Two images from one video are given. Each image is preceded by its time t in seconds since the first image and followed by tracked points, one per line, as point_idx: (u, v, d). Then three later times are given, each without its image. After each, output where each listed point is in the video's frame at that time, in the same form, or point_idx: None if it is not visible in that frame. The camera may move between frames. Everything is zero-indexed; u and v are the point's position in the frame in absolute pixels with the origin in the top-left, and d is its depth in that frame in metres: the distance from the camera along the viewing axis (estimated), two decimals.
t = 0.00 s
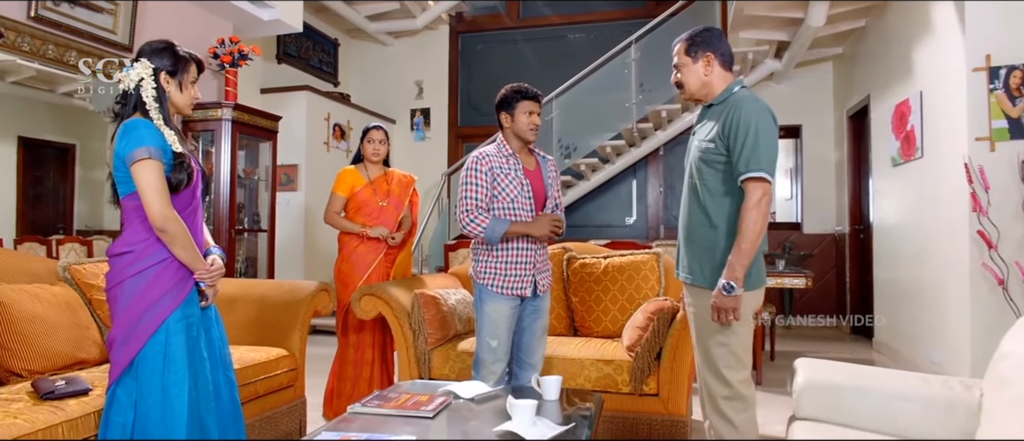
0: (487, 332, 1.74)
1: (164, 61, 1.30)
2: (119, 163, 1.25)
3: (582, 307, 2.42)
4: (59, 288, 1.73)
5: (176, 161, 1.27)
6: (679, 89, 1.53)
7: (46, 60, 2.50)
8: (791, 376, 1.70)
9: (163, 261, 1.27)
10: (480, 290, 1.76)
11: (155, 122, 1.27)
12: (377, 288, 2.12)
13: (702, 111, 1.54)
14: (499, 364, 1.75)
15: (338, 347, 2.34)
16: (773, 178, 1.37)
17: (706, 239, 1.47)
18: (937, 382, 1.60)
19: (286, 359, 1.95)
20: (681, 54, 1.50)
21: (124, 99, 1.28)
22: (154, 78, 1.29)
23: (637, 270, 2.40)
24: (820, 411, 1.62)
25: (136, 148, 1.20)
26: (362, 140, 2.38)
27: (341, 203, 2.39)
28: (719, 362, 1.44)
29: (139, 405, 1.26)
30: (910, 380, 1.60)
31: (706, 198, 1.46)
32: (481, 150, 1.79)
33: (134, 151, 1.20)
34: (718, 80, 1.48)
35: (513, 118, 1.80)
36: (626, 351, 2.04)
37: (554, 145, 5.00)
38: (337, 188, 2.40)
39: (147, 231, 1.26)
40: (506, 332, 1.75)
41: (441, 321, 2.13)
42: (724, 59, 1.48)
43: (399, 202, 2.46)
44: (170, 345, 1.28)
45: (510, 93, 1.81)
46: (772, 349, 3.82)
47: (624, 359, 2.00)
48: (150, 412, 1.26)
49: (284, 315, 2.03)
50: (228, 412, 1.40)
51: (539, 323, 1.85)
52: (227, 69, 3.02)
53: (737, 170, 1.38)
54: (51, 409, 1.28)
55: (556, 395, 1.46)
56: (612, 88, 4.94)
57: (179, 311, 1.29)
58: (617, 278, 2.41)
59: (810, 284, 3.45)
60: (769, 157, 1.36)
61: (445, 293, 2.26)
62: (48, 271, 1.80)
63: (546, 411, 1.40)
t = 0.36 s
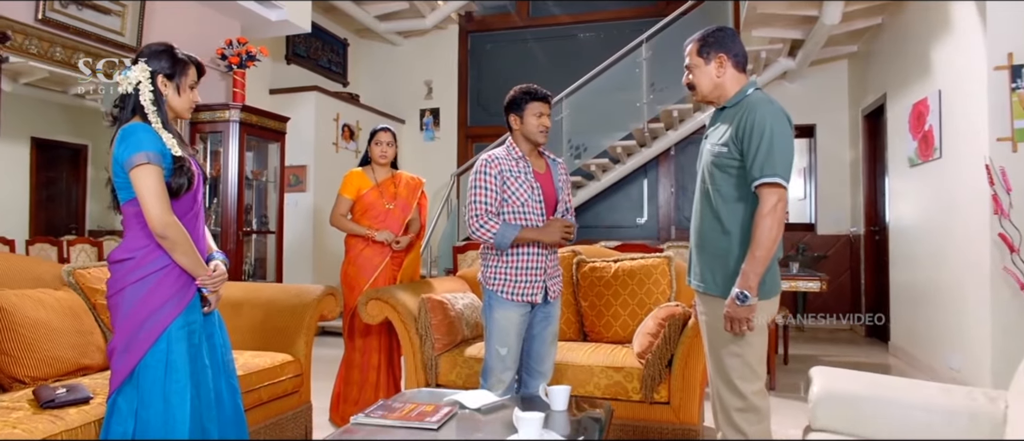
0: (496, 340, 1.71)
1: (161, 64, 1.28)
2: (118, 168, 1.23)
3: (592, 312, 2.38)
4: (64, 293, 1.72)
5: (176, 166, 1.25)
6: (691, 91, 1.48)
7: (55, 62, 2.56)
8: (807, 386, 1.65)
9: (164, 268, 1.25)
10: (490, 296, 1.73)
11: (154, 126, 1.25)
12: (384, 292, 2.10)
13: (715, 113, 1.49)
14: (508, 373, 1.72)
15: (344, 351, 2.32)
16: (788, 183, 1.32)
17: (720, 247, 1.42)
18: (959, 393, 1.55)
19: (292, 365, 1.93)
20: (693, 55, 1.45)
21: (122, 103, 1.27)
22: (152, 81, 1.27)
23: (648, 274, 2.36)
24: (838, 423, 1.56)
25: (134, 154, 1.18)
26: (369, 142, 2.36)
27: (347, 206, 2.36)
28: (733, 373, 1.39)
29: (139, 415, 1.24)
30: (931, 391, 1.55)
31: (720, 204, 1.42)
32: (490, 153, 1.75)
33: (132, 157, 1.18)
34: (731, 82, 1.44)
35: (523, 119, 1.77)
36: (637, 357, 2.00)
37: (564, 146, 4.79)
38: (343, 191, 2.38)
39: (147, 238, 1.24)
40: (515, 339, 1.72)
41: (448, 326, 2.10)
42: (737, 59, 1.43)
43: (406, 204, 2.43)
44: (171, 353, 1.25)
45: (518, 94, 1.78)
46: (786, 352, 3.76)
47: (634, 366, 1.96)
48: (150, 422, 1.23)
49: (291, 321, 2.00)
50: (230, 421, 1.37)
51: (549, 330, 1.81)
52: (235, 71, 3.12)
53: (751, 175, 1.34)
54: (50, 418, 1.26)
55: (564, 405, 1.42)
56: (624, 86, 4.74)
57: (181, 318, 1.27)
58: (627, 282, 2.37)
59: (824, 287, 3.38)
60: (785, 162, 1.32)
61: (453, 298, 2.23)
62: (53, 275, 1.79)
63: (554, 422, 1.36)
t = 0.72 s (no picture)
0: (504, 349, 1.67)
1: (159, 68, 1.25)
2: (116, 176, 1.20)
3: (602, 317, 2.34)
4: (67, 299, 1.70)
5: (175, 173, 1.21)
6: (704, 93, 1.43)
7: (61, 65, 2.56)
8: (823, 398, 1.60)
9: (162, 277, 1.21)
10: (497, 304, 1.69)
11: (150, 132, 1.22)
12: (389, 297, 2.06)
13: (730, 117, 1.44)
14: (516, 383, 1.68)
15: (350, 356, 2.29)
16: (806, 190, 1.27)
17: (734, 255, 1.37)
18: (982, 407, 1.50)
19: (296, 372, 1.90)
20: (707, 56, 1.39)
21: (120, 108, 1.24)
22: (149, 85, 1.24)
23: (660, 279, 2.31)
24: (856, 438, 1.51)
25: (132, 162, 1.15)
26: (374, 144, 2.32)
27: (352, 209, 2.33)
28: (748, 387, 1.34)
29: (137, 428, 1.19)
30: (953, 405, 1.50)
31: (734, 211, 1.37)
32: (501, 154, 1.70)
33: (129, 165, 1.16)
34: (746, 85, 1.39)
35: (533, 120, 1.72)
36: (648, 365, 1.95)
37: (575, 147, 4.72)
38: (348, 194, 2.35)
39: (145, 247, 1.21)
40: (524, 348, 1.68)
41: (455, 333, 2.07)
42: (753, 61, 1.38)
43: (412, 207, 2.39)
44: (170, 365, 1.22)
45: (534, 95, 1.73)
46: (800, 356, 3.69)
47: (645, 374, 1.91)
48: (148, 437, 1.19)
49: (295, 325, 1.98)
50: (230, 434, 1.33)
51: (558, 338, 1.77)
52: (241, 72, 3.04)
53: (767, 181, 1.29)
54: (47, 431, 1.24)
55: (572, 419, 1.37)
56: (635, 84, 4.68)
57: (180, 328, 1.23)
58: (638, 287, 2.32)
59: (841, 290, 3.30)
60: (803, 168, 1.26)
61: (460, 303, 2.19)
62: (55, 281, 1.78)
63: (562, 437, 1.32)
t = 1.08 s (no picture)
0: (513, 359, 1.62)
1: (155, 72, 1.21)
2: (111, 185, 1.16)
3: (614, 323, 2.29)
4: (69, 307, 1.68)
5: (170, 181, 1.17)
6: (720, 96, 1.37)
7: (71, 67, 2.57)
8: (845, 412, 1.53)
9: (158, 289, 1.18)
10: (505, 313, 1.64)
11: (145, 139, 1.18)
12: (396, 303, 2.02)
13: (748, 122, 1.38)
14: (525, 394, 1.63)
15: (356, 361, 2.25)
16: (827, 199, 1.21)
17: (751, 266, 1.31)
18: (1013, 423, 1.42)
19: (301, 380, 1.87)
20: (724, 57, 1.33)
21: (116, 114, 1.21)
22: (144, 91, 1.20)
23: (673, 284, 2.25)
24: None
25: (125, 171, 1.12)
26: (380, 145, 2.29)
27: (357, 213, 2.30)
28: (765, 404, 1.28)
29: None
30: (982, 420, 1.43)
31: (751, 220, 1.31)
32: (515, 157, 1.64)
33: (123, 174, 1.12)
34: (764, 87, 1.33)
35: (548, 124, 1.68)
36: (661, 375, 1.89)
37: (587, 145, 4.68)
38: (353, 197, 2.32)
39: (140, 258, 1.17)
40: (533, 358, 1.63)
41: (463, 340, 2.03)
42: (772, 62, 1.32)
43: (418, 211, 2.35)
44: (165, 379, 1.18)
45: (546, 99, 1.68)
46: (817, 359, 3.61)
47: (657, 384, 1.85)
48: None
49: (300, 332, 1.95)
50: None
51: (568, 348, 1.72)
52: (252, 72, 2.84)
53: (786, 189, 1.23)
54: None
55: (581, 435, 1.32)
56: (648, 82, 4.61)
57: (177, 341, 1.20)
58: (651, 293, 2.26)
59: (859, 295, 3.22)
60: (824, 175, 1.20)
61: (468, 309, 2.15)
62: (57, 288, 1.76)
63: None
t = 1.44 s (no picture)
0: (520, 368, 1.58)
1: (149, 74, 1.18)
2: (101, 191, 1.13)
3: (622, 328, 2.24)
4: (67, 313, 1.67)
5: (163, 187, 1.14)
6: (732, 98, 1.32)
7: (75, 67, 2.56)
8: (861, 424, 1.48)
9: (150, 298, 1.15)
10: (513, 321, 1.60)
11: (137, 144, 1.15)
12: (399, 308, 1.98)
13: (761, 124, 1.32)
14: (533, 403, 1.59)
15: (360, 366, 2.23)
16: (844, 205, 1.16)
17: (766, 275, 1.26)
18: None
19: (303, 386, 1.84)
20: (735, 57, 1.28)
21: (109, 117, 1.18)
22: (136, 94, 1.17)
23: (683, 288, 2.19)
24: None
25: (116, 177, 1.09)
26: (383, 146, 2.25)
27: (360, 215, 2.27)
28: (779, 419, 1.23)
29: None
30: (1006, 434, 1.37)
31: (765, 227, 1.25)
32: (513, 163, 1.62)
33: (114, 180, 1.09)
34: (779, 88, 1.27)
35: (545, 127, 1.64)
36: (670, 383, 1.85)
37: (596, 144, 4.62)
38: (356, 199, 2.28)
39: (131, 267, 1.14)
40: (539, 366, 1.59)
41: (468, 345, 1.99)
42: (787, 62, 1.27)
43: (422, 212, 2.32)
44: (158, 391, 1.15)
45: (541, 101, 1.65)
46: (829, 362, 3.54)
47: (666, 393, 1.80)
48: None
49: (302, 336, 1.92)
50: None
51: (575, 355, 1.67)
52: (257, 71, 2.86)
53: (801, 195, 1.18)
54: None
55: None
56: (658, 79, 4.55)
57: (170, 351, 1.17)
58: (660, 297, 2.21)
59: (874, 298, 3.14)
60: (841, 180, 1.15)
61: (473, 314, 2.11)
62: (56, 294, 1.74)
63: None
